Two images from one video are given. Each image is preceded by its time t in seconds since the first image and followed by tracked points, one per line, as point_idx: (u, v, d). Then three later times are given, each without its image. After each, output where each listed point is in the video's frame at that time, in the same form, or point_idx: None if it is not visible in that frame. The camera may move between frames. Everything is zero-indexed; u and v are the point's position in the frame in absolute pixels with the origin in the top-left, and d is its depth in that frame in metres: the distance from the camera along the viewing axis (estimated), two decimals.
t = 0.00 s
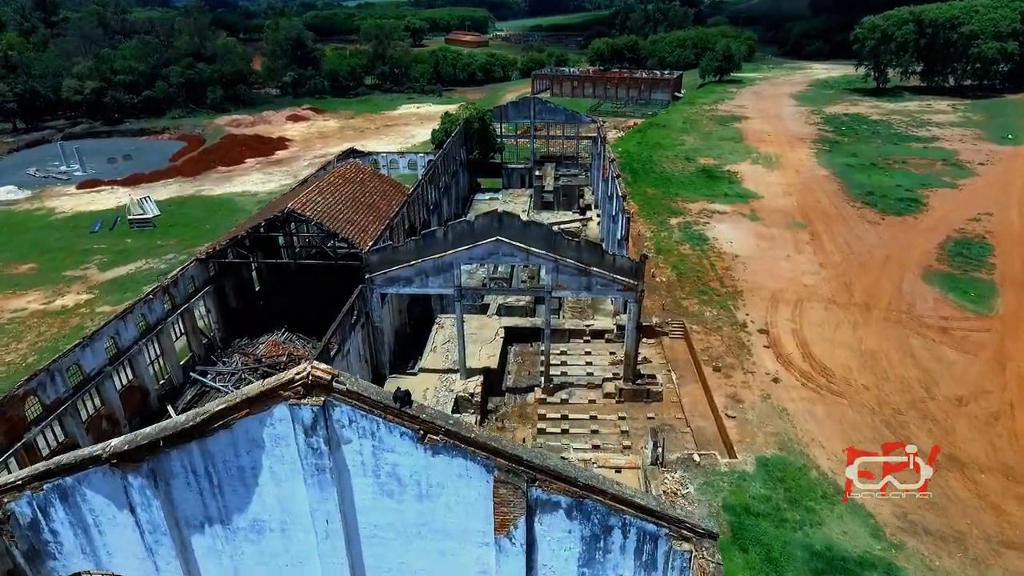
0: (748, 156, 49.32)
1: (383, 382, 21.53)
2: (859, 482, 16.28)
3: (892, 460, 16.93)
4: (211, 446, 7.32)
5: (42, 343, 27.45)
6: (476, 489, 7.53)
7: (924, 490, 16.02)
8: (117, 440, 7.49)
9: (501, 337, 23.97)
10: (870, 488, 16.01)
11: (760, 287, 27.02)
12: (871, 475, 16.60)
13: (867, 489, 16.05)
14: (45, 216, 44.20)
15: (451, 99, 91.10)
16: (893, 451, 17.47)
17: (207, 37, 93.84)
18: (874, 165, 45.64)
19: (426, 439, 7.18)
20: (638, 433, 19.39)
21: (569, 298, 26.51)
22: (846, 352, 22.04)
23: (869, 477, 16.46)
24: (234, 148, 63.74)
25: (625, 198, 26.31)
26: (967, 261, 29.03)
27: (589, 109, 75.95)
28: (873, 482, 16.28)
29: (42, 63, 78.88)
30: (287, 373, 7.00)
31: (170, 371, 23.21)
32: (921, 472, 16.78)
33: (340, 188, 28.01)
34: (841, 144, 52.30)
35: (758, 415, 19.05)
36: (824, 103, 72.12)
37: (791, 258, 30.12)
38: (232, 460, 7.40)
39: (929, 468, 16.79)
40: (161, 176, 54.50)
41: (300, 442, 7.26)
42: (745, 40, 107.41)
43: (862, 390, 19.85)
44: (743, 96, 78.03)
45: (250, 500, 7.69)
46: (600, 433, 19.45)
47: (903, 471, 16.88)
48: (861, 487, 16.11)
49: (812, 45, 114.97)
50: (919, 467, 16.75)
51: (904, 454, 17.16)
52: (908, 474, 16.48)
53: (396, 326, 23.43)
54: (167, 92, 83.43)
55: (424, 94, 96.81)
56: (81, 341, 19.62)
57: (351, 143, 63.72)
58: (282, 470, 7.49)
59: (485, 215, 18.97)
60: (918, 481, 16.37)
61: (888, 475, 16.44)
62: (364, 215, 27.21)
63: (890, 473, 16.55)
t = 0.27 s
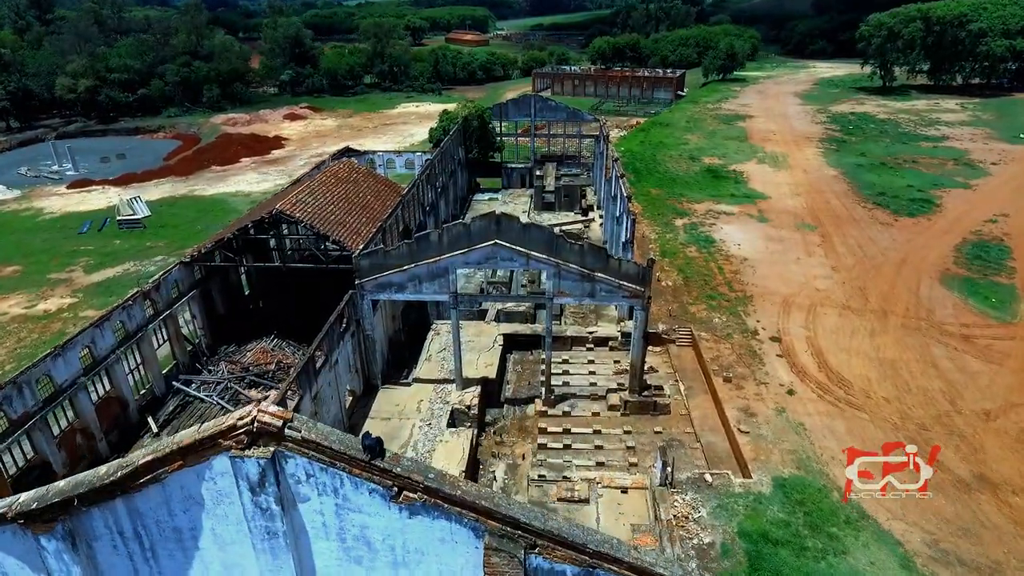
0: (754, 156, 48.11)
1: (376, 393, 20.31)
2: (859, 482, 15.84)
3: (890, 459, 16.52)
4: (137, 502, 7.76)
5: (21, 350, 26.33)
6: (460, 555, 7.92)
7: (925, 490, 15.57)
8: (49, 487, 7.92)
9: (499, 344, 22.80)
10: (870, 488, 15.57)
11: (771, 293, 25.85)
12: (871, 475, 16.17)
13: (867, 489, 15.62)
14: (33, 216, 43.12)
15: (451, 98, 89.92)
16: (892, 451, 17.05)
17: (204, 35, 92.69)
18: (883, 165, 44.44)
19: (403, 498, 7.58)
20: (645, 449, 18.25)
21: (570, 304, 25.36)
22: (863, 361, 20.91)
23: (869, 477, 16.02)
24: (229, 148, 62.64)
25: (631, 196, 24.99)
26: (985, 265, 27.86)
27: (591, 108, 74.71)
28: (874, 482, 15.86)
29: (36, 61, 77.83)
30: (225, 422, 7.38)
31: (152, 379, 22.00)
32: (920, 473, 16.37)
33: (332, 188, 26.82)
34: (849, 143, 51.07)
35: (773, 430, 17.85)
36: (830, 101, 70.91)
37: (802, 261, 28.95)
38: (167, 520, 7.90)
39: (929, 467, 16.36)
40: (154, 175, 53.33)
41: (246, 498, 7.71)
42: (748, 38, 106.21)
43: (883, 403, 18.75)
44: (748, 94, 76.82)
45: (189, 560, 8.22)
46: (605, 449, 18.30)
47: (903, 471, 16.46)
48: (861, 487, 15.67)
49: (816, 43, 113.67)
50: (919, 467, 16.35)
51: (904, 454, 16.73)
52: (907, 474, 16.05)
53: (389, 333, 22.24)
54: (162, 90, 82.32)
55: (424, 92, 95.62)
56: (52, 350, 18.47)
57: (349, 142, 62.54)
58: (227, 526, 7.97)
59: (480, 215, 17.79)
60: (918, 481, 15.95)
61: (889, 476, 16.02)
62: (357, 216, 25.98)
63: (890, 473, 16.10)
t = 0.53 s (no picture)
0: (760, 155, 46.93)
1: (366, 406, 19.10)
2: (858, 482, 15.46)
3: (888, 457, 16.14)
4: None
5: None
6: None
7: (925, 490, 15.17)
8: None
9: (498, 353, 21.65)
10: (870, 488, 15.18)
11: (783, 298, 24.70)
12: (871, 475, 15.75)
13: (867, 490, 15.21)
14: (20, 217, 42.00)
15: (450, 97, 88.74)
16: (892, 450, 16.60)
17: (201, 33, 91.51)
18: (893, 164, 43.25)
19: None
20: (653, 467, 17.10)
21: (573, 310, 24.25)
22: (883, 371, 19.76)
23: (868, 477, 15.62)
24: (224, 147, 61.51)
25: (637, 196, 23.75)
26: (1005, 269, 26.69)
27: (593, 107, 73.52)
28: (873, 481, 15.47)
29: (30, 59, 76.74)
30: (130, 499, 7.10)
31: (131, 390, 20.77)
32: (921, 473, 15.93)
33: (323, 188, 25.68)
34: (858, 142, 49.89)
35: (790, 448, 16.69)
36: (836, 100, 69.74)
37: (814, 264, 27.80)
38: None
39: (929, 467, 15.93)
40: (147, 175, 52.26)
41: None
42: (751, 37, 105.09)
43: (907, 417, 17.65)
44: (752, 93, 75.63)
45: None
46: (611, 466, 17.15)
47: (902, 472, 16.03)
48: (861, 487, 15.27)
49: (820, 42, 112.43)
50: (918, 466, 15.94)
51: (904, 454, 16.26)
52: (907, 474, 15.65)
53: (381, 342, 21.10)
54: (158, 89, 81.26)
55: (423, 91, 94.47)
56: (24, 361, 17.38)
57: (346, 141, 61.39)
58: None
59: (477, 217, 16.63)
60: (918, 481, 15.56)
61: (888, 475, 15.63)
62: (349, 217, 24.82)
63: (889, 472, 15.71)
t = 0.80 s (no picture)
0: (767, 155, 45.74)
1: (356, 421, 17.92)
2: (858, 482, 15.05)
3: (888, 457, 15.72)
4: None
5: None
6: None
7: (924, 490, 14.76)
8: None
9: (497, 362, 20.48)
10: (870, 488, 14.79)
11: (796, 303, 23.54)
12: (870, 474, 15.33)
13: (867, 489, 14.83)
14: (6, 217, 40.89)
15: (450, 95, 87.62)
16: (891, 450, 16.17)
17: (197, 31, 90.42)
18: (904, 164, 42.09)
19: None
20: (663, 487, 15.94)
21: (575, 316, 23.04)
22: (905, 383, 18.61)
23: (868, 477, 15.21)
24: (219, 146, 60.42)
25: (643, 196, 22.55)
26: None
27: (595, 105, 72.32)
28: (873, 481, 15.05)
29: (23, 57, 75.72)
30: None
31: (109, 401, 19.59)
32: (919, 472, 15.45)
33: (313, 188, 24.48)
34: (866, 142, 48.70)
35: (811, 468, 15.55)
36: (842, 99, 68.58)
37: (827, 268, 26.63)
38: None
39: (928, 466, 15.49)
40: (139, 175, 51.14)
41: None
42: (755, 35, 103.94)
43: (934, 434, 16.53)
44: (756, 92, 74.46)
45: None
46: (617, 487, 15.98)
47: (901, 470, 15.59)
48: (861, 487, 14.88)
49: (824, 41, 111.22)
50: (920, 466, 15.48)
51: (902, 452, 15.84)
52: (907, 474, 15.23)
53: (373, 351, 19.94)
54: (154, 87, 80.16)
55: (423, 90, 93.36)
56: None
57: (343, 140, 60.27)
58: None
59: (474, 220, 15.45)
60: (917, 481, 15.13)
61: (889, 475, 15.22)
62: (341, 219, 23.65)
63: (890, 472, 15.33)
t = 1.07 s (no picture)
0: (774, 154, 44.55)
1: (344, 439, 16.70)
2: (858, 482, 14.67)
3: (887, 456, 15.36)
4: None
5: None
6: None
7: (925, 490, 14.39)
8: None
9: (496, 374, 19.28)
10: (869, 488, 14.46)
11: (811, 310, 22.37)
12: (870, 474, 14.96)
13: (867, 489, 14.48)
14: None
15: (449, 94, 86.49)
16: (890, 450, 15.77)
17: (194, 28, 89.25)
18: (916, 164, 40.92)
19: None
20: (675, 512, 14.71)
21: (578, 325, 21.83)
22: (933, 400, 17.44)
23: (868, 477, 14.85)
24: (213, 145, 59.29)
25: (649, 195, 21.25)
26: None
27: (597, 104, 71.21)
28: (873, 481, 14.69)
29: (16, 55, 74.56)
30: None
31: (83, 415, 18.37)
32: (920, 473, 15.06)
33: (302, 188, 23.22)
34: (876, 141, 47.46)
35: (835, 493, 14.37)
36: (848, 98, 67.42)
37: (842, 272, 25.41)
38: None
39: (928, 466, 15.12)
40: (130, 174, 49.95)
41: None
42: (758, 33, 102.77)
43: (967, 456, 15.41)
44: (761, 91, 73.29)
45: None
46: (624, 513, 14.76)
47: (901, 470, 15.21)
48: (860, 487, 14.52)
49: (828, 40, 109.88)
50: (919, 467, 15.09)
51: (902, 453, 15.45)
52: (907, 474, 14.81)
53: (362, 363, 18.72)
54: (149, 86, 79.01)
55: (422, 89, 92.22)
56: None
57: (340, 139, 59.12)
58: None
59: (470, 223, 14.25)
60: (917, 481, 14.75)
61: (888, 475, 14.84)
62: (331, 220, 22.42)
63: (890, 472, 14.95)
